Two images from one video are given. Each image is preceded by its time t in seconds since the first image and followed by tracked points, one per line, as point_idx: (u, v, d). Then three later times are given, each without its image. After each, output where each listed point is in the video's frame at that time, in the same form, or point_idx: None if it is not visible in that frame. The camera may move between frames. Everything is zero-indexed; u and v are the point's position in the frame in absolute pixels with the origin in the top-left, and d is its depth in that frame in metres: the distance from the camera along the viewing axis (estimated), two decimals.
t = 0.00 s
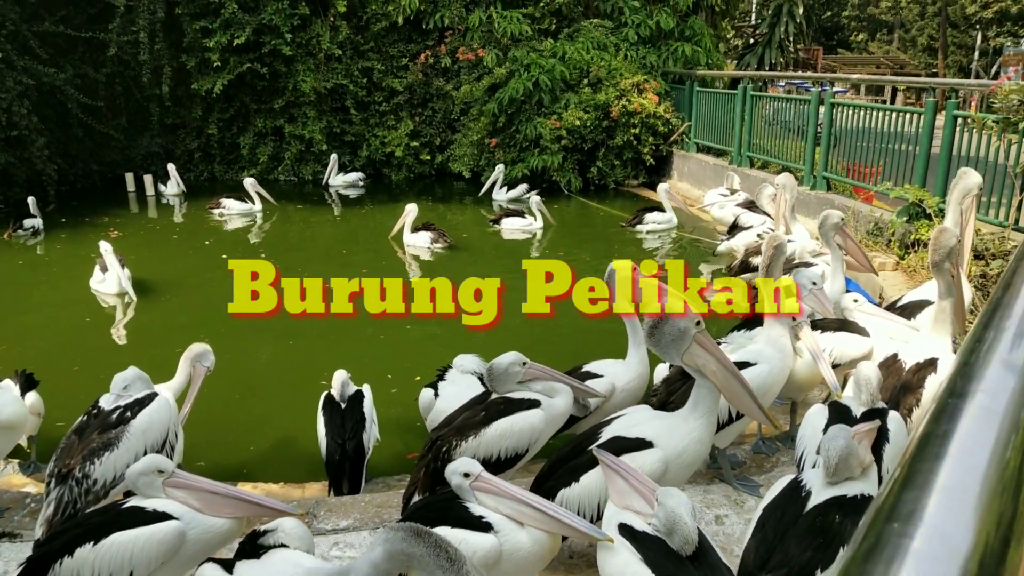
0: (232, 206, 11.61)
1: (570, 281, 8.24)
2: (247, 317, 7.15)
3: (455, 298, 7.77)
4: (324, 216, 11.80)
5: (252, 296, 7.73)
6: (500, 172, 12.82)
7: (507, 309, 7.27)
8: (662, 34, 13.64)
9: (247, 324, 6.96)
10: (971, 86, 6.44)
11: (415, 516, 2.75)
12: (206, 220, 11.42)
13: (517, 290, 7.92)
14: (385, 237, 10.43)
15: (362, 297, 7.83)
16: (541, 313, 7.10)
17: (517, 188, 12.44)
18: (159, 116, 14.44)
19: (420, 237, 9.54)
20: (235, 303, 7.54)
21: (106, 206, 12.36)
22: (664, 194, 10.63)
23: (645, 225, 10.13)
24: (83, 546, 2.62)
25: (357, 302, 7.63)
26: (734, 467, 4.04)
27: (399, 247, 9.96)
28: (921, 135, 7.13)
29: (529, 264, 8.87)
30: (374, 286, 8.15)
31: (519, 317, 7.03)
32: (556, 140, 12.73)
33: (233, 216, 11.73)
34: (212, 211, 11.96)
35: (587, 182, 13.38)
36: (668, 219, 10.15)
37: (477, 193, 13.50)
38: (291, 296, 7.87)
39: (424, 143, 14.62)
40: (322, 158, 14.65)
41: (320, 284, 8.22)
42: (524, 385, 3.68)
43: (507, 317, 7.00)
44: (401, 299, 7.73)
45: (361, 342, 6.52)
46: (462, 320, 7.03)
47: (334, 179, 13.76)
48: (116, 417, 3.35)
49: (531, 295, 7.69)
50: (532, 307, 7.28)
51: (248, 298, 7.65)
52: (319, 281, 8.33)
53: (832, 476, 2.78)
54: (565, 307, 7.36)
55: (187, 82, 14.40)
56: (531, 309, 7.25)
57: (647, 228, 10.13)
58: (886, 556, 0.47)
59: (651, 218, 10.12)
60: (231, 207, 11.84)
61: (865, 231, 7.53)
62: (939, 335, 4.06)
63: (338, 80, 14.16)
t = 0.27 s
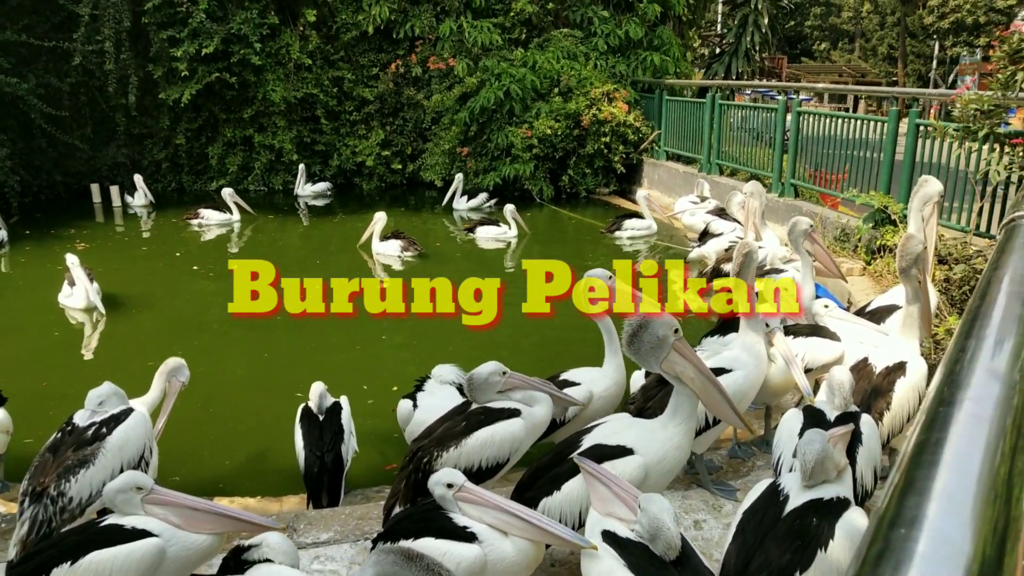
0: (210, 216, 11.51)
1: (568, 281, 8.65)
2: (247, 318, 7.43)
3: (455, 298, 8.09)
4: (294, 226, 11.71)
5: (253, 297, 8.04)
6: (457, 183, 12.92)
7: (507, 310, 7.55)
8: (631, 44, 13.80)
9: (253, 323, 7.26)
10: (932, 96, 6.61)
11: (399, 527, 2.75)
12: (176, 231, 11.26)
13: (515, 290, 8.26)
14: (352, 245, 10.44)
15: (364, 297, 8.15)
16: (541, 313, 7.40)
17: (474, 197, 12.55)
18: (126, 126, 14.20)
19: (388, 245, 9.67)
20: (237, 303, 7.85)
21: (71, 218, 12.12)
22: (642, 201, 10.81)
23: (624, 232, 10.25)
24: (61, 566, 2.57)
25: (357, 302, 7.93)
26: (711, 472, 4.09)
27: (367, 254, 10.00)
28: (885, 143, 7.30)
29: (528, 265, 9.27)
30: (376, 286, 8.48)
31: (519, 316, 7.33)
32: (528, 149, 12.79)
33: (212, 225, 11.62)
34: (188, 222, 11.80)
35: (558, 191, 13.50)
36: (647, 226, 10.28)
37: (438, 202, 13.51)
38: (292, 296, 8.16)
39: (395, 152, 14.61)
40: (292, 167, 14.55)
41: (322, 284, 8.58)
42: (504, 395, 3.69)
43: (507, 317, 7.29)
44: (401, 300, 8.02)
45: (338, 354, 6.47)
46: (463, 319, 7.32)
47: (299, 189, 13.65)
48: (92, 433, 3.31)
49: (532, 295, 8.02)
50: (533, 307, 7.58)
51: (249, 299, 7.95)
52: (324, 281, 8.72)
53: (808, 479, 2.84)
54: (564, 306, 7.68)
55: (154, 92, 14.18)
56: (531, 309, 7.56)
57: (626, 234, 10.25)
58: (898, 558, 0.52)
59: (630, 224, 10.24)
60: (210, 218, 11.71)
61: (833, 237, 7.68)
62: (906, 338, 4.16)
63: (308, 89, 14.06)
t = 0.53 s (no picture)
0: (195, 220, 11.44)
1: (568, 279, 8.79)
2: (247, 317, 7.54)
3: (455, 298, 8.18)
4: (271, 231, 11.60)
5: (253, 296, 8.16)
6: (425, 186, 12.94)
7: (507, 310, 7.63)
8: (607, 47, 13.89)
9: (254, 323, 7.38)
10: (903, 98, 6.73)
11: (386, 531, 2.75)
12: (152, 236, 11.14)
13: (516, 290, 8.39)
14: (327, 249, 10.42)
15: (364, 297, 8.27)
16: (541, 313, 7.51)
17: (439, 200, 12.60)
18: (98, 130, 13.98)
19: (365, 249, 9.59)
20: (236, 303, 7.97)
21: (43, 224, 11.93)
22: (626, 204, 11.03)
23: (610, 234, 10.36)
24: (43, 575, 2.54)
25: (356, 302, 8.02)
26: (693, 471, 4.13)
27: (342, 258, 9.99)
28: (858, 145, 7.40)
29: (529, 264, 9.43)
30: (376, 286, 8.58)
31: (519, 316, 7.42)
32: (505, 152, 12.81)
33: (197, 230, 11.57)
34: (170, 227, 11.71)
35: (536, 194, 13.55)
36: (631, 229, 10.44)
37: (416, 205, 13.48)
38: (292, 296, 8.30)
39: (372, 156, 14.58)
40: (268, 171, 14.44)
41: (322, 284, 8.73)
42: (489, 398, 3.70)
43: (507, 317, 7.38)
44: (401, 301, 8.13)
45: (319, 359, 6.43)
46: (462, 319, 7.43)
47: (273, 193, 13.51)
48: (72, 441, 3.27)
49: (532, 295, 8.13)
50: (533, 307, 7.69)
51: (249, 298, 8.08)
52: (325, 281, 8.88)
53: (790, 476, 2.88)
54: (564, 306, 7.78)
55: (127, 96, 13.98)
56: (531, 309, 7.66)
57: (612, 236, 10.36)
58: (897, 542, 0.57)
59: (615, 226, 10.37)
60: (196, 222, 11.65)
61: (808, 238, 7.78)
62: (883, 337, 4.23)
63: (284, 93, 13.97)
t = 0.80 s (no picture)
0: (182, 227, 11.38)
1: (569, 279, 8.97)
2: (248, 316, 7.70)
3: (455, 298, 8.37)
4: (249, 237, 11.52)
5: (254, 297, 8.30)
6: (393, 193, 12.81)
7: (506, 310, 7.80)
8: (586, 53, 13.98)
9: (256, 322, 7.54)
10: (876, 103, 6.85)
11: (373, 534, 2.75)
12: (129, 243, 11.01)
13: (515, 291, 8.54)
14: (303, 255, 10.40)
15: (364, 297, 8.43)
16: (540, 313, 7.62)
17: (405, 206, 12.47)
18: (72, 136, 13.78)
19: (343, 253, 9.56)
20: (237, 303, 8.13)
21: (16, 231, 11.75)
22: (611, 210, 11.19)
23: (599, 238, 10.38)
24: None
25: (356, 302, 8.19)
26: (677, 472, 4.17)
27: (319, 264, 9.95)
28: (833, 149, 7.52)
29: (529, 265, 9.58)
30: (376, 286, 8.74)
31: (519, 316, 7.54)
32: (485, 158, 12.85)
33: (185, 235, 11.52)
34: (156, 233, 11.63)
35: (516, 199, 13.60)
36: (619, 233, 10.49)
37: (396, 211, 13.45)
38: (292, 296, 8.49)
39: (351, 162, 14.52)
40: (246, 177, 14.32)
41: (322, 285, 8.90)
42: (473, 401, 3.71)
43: (506, 316, 7.53)
44: (401, 300, 8.30)
45: (301, 365, 6.40)
46: (461, 319, 7.56)
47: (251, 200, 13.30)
48: (53, 449, 3.24)
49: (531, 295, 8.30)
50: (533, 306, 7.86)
51: (250, 299, 8.23)
52: (325, 281, 9.06)
53: (773, 475, 2.93)
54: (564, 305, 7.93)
55: (102, 101, 13.79)
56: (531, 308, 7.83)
57: (601, 241, 10.38)
58: (889, 523, 0.64)
59: (604, 231, 10.37)
60: (183, 228, 11.56)
61: (786, 241, 7.89)
62: (861, 337, 4.31)
63: (261, 99, 13.87)
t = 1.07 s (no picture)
0: (172, 228, 11.34)
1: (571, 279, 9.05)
2: (249, 316, 7.76)
3: (457, 298, 8.43)
4: (229, 240, 11.44)
5: (253, 297, 8.35)
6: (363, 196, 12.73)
7: (507, 309, 7.85)
8: (565, 54, 14.04)
9: (256, 322, 7.58)
10: (851, 105, 6.97)
11: (359, 534, 2.76)
12: (105, 246, 10.89)
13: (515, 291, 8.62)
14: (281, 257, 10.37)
15: (364, 297, 8.47)
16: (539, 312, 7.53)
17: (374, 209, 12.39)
18: (47, 138, 13.57)
19: (322, 253, 9.62)
20: (237, 302, 8.17)
21: None
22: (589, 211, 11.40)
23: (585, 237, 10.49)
24: None
25: (357, 302, 8.23)
26: (659, 469, 4.21)
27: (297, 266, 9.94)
28: (809, 150, 7.63)
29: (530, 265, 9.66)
30: (376, 285, 8.79)
31: (518, 316, 7.58)
32: (465, 159, 12.88)
33: (174, 237, 11.45)
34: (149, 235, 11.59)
35: (496, 201, 13.65)
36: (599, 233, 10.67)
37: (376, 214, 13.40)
38: (292, 296, 8.51)
39: (331, 163, 14.48)
40: (225, 180, 14.20)
41: (323, 285, 8.93)
42: (457, 400, 3.73)
43: (506, 316, 7.56)
44: (401, 300, 8.35)
45: (285, 367, 6.37)
46: (461, 319, 7.57)
47: (230, 203, 13.25)
48: (34, 453, 3.22)
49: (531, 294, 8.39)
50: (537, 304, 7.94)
51: (250, 298, 8.28)
52: (326, 281, 9.08)
53: (753, 470, 2.97)
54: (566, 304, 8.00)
55: (78, 103, 13.61)
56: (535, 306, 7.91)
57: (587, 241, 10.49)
58: (866, 498, 0.69)
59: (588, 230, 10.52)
60: (172, 229, 11.46)
61: (764, 241, 7.98)
62: (838, 334, 4.38)
63: (240, 100, 13.78)
